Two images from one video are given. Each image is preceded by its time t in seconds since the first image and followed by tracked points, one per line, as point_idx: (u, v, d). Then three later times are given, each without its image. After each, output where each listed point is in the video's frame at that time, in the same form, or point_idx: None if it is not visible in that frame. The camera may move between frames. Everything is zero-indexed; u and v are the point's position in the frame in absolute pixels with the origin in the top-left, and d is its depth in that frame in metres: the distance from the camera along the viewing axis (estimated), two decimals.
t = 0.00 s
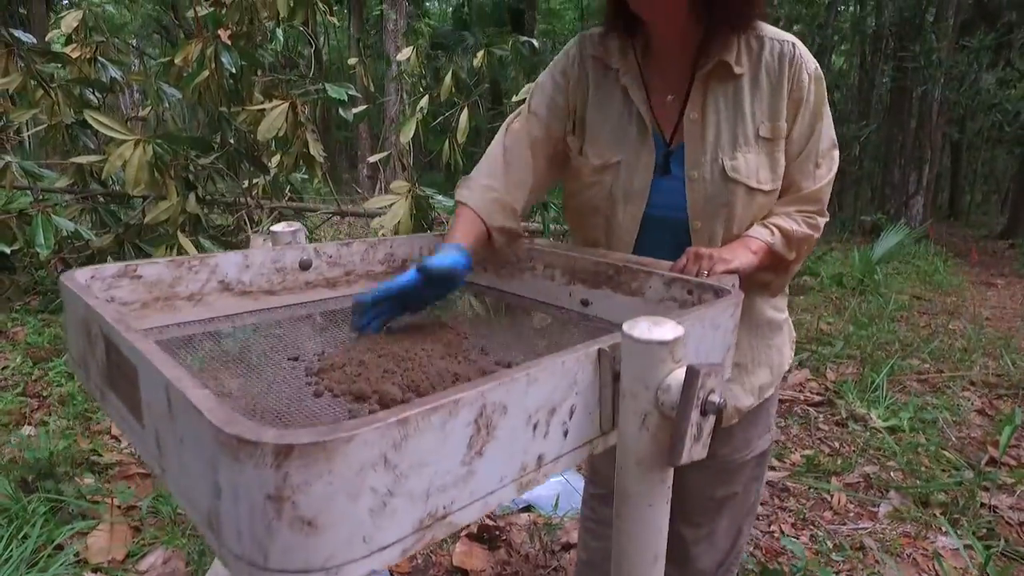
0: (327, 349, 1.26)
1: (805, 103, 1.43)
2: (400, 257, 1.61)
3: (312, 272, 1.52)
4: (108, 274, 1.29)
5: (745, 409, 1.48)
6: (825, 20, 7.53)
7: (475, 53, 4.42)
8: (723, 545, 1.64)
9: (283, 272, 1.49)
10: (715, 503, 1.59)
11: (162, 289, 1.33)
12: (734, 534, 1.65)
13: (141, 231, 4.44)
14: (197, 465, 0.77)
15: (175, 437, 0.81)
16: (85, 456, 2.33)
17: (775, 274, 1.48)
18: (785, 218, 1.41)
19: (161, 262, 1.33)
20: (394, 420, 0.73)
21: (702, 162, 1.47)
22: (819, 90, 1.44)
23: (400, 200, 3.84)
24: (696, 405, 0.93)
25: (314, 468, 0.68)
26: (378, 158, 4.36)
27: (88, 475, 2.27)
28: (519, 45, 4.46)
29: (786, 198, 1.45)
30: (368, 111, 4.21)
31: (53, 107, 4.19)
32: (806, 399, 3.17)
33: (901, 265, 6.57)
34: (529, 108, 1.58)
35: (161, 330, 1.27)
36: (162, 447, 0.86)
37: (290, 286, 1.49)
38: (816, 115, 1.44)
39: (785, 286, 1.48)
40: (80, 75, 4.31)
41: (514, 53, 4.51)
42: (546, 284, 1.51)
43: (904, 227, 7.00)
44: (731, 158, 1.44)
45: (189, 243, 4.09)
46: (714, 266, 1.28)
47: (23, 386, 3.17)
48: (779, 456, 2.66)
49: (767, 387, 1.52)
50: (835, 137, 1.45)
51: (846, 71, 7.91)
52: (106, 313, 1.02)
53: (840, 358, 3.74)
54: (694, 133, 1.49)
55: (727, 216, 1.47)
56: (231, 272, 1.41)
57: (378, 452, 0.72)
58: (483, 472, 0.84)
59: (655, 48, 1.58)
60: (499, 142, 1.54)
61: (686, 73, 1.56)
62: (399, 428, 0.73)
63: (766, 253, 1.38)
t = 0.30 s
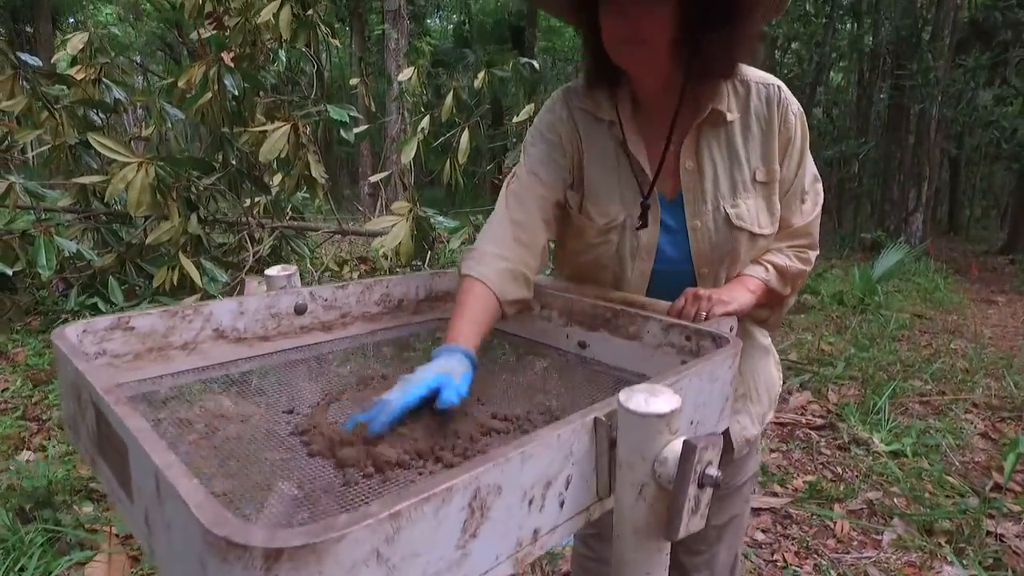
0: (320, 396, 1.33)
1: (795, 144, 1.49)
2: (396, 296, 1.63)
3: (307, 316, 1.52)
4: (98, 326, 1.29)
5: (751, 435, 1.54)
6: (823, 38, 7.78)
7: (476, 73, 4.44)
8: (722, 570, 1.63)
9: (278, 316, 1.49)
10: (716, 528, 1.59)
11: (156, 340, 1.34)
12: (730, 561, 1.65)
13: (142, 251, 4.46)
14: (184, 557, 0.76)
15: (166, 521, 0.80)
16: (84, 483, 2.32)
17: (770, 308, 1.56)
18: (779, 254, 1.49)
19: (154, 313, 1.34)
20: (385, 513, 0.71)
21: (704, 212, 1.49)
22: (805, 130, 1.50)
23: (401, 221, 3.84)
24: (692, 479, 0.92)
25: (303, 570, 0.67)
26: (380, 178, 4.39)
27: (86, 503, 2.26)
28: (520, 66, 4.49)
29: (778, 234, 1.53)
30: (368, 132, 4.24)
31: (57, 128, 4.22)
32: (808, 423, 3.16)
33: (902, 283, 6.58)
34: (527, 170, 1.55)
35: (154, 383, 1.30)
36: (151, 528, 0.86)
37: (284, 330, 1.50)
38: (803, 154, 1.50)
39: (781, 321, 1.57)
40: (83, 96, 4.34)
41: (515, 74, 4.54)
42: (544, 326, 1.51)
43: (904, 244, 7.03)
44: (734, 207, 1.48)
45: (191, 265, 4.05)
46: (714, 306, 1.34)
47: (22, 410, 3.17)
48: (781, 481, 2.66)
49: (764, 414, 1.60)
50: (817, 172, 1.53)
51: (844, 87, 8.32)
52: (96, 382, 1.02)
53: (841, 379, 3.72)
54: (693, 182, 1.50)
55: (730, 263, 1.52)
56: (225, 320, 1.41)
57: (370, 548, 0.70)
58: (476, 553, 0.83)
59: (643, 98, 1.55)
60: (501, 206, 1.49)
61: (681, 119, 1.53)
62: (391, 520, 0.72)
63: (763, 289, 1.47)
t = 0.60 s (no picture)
0: (329, 435, 1.37)
1: (786, 182, 1.51)
2: (397, 335, 1.66)
3: (308, 357, 1.54)
4: (98, 372, 1.29)
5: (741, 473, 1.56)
6: (820, 61, 7.85)
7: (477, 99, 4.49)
8: None
9: (280, 357, 1.51)
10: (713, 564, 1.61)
11: (157, 384, 1.34)
12: None
13: (144, 274, 4.47)
14: None
15: None
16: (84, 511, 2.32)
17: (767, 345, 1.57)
18: (776, 292, 1.50)
19: (155, 357, 1.34)
20: None
21: (698, 251, 1.50)
22: (796, 168, 1.52)
23: (402, 246, 3.86)
24: (691, 541, 0.91)
25: None
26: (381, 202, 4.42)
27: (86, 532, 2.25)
28: (521, 92, 4.54)
29: (773, 272, 1.55)
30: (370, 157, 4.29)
31: (63, 153, 4.27)
32: (811, 449, 3.14)
33: (903, 304, 6.60)
34: (511, 211, 1.56)
35: (154, 427, 1.30)
36: None
37: (285, 371, 1.52)
38: (795, 192, 1.52)
39: (779, 355, 1.58)
40: (89, 121, 4.38)
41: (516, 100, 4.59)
42: (544, 366, 1.52)
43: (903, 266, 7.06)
44: (728, 246, 1.48)
45: (191, 290, 3.97)
46: (714, 349, 1.35)
47: (22, 436, 3.15)
48: (784, 510, 2.65)
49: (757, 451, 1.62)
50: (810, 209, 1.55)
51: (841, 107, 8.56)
52: (97, 437, 1.01)
53: (844, 404, 3.70)
54: (685, 220, 1.52)
55: (727, 302, 1.51)
56: (226, 363, 1.43)
57: None
58: None
59: (633, 138, 1.59)
60: (484, 251, 1.51)
61: (671, 158, 1.57)
62: None
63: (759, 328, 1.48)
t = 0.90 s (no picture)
0: (311, 491, 1.31)
1: (784, 225, 1.52)
2: (384, 378, 1.61)
3: (291, 405, 1.47)
4: (68, 431, 1.17)
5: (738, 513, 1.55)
6: (818, 86, 7.87)
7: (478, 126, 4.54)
8: None
9: (261, 408, 1.43)
10: None
11: (131, 441, 1.25)
12: None
13: (144, 299, 4.47)
14: None
15: None
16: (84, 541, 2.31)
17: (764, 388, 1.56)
18: (773, 332, 1.52)
19: (130, 412, 1.24)
20: None
21: (692, 291, 1.52)
22: (795, 210, 1.53)
23: (404, 272, 3.87)
24: None
25: None
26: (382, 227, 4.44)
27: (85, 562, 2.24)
28: (522, 119, 4.59)
29: (769, 312, 1.56)
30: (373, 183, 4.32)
31: (67, 178, 4.30)
32: (814, 477, 3.13)
33: (905, 327, 6.60)
34: (496, 246, 1.59)
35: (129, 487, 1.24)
36: None
37: (267, 421, 1.44)
38: (793, 234, 1.53)
39: (775, 399, 1.58)
40: (94, 147, 4.42)
41: (516, 127, 4.64)
42: (534, 409, 1.50)
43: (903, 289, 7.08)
44: (722, 286, 1.50)
45: (192, 315, 3.97)
46: (706, 390, 1.34)
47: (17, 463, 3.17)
48: (787, 541, 2.63)
49: (755, 492, 1.61)
50: (808, 249, 1.55)
51: (839, 131, 8.68)
52: (54, 516, 0.94)
53: (847, 431, 3.67)
54: (680, 259, 1.53)
55: (720, 344, 1.52)
56: (204, 415, 1.34)
57: None
58: None
59: (630, 177, 1.61)
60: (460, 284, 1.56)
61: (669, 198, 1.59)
62: None
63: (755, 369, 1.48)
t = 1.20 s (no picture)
0: (302, 530, 1.28)
1: (781, 255, 1.53)
2: (377, 411, 1.55)
3: (282, 441, 1.40)
4: (49, 475, 1.10)
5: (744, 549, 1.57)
6: (817, 108, 7.95)
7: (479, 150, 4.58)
8: None
9: (249, 444, 1.36)
10: None
11: (116, 483, 1.18)
12: None
13: (145, 321, 4.49)
14: None
15: None
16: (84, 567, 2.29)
17: (764, 419, 1.57)
18: (771, 363, 1.51)
19: (114, 454, 1.17)
20: None
21: (687, 321, 1.53)
22: (793, 241, 1.54)
23: (406, 294, 3.88)
24: None
25: None
26: (384, 249, 4.46)
27: None
28: (523, 142, 4.63)
29: (768, 342, 1.56)
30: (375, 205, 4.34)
31: (71, 201, 4.31)
32: (818, 502, 3.11)
33: (908, 348, 6.59)
34: (498, 274, 1.59)
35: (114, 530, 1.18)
36: None
37: (256, 458, 1.37)
38: (791, 264, 1.54)
39: (776, 430, 1.58)
40: (99, 170, 4.46)
41: (518, 149, 4.68)
42: (528, 442, 1.47)
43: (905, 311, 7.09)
44: (717, 317, 1.51)
45: (195, 337, 3.96)
46: (704, 422, 1.34)
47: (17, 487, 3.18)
48: (793, 567, 2.62)
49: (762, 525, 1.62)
50: (808, 280, 1.56)
51: (839, 152, 8.74)
52: None
53: (850, 454, 3.65)
54: (675, 289, 1.55)
55: (716, 374, 1.53)
56: (192, 454, 1.27)
57: None
58: None
59: (627, 206, 1.63)
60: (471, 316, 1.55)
61: (666, 229, 1.60)
62: None
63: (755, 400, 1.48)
